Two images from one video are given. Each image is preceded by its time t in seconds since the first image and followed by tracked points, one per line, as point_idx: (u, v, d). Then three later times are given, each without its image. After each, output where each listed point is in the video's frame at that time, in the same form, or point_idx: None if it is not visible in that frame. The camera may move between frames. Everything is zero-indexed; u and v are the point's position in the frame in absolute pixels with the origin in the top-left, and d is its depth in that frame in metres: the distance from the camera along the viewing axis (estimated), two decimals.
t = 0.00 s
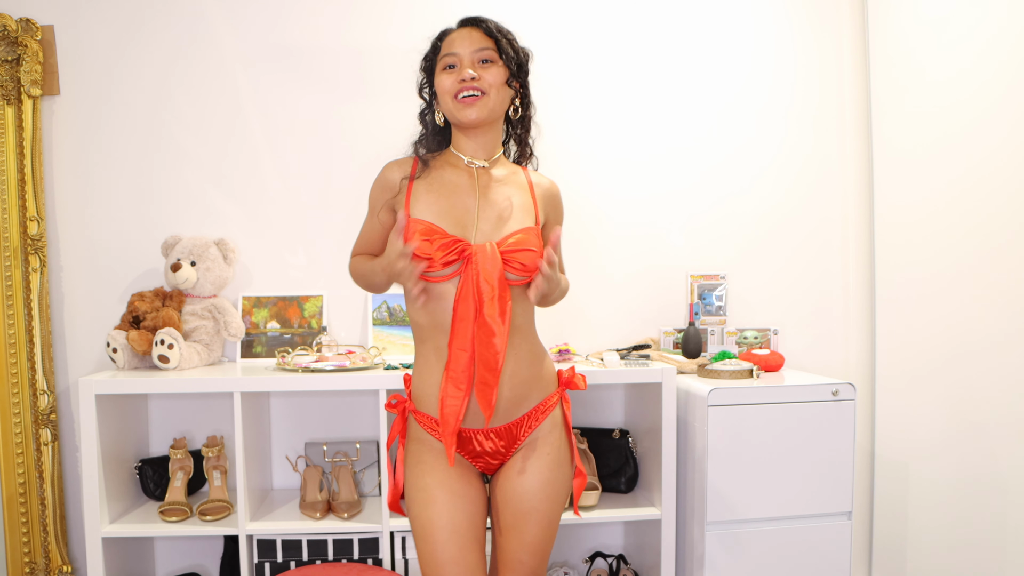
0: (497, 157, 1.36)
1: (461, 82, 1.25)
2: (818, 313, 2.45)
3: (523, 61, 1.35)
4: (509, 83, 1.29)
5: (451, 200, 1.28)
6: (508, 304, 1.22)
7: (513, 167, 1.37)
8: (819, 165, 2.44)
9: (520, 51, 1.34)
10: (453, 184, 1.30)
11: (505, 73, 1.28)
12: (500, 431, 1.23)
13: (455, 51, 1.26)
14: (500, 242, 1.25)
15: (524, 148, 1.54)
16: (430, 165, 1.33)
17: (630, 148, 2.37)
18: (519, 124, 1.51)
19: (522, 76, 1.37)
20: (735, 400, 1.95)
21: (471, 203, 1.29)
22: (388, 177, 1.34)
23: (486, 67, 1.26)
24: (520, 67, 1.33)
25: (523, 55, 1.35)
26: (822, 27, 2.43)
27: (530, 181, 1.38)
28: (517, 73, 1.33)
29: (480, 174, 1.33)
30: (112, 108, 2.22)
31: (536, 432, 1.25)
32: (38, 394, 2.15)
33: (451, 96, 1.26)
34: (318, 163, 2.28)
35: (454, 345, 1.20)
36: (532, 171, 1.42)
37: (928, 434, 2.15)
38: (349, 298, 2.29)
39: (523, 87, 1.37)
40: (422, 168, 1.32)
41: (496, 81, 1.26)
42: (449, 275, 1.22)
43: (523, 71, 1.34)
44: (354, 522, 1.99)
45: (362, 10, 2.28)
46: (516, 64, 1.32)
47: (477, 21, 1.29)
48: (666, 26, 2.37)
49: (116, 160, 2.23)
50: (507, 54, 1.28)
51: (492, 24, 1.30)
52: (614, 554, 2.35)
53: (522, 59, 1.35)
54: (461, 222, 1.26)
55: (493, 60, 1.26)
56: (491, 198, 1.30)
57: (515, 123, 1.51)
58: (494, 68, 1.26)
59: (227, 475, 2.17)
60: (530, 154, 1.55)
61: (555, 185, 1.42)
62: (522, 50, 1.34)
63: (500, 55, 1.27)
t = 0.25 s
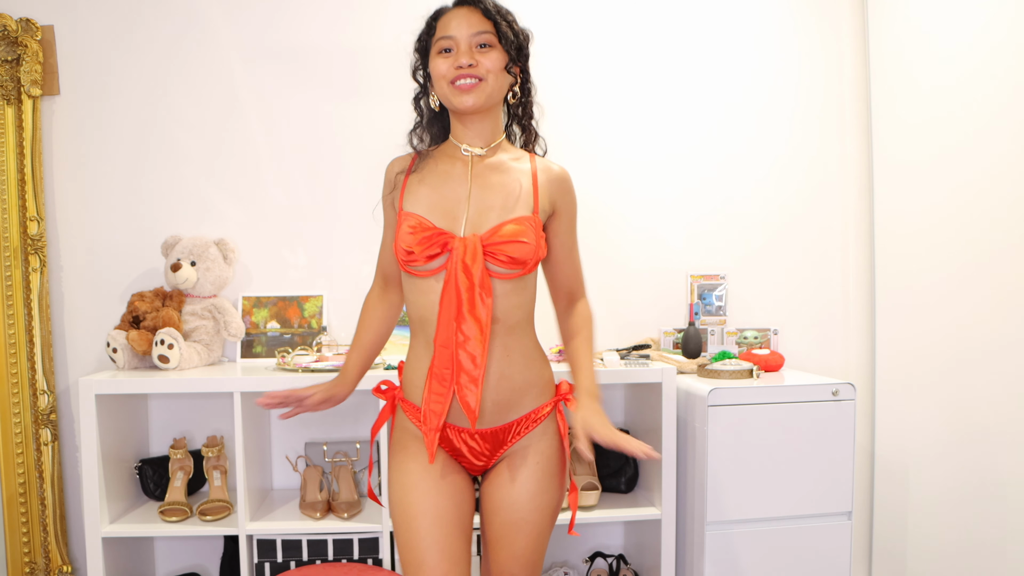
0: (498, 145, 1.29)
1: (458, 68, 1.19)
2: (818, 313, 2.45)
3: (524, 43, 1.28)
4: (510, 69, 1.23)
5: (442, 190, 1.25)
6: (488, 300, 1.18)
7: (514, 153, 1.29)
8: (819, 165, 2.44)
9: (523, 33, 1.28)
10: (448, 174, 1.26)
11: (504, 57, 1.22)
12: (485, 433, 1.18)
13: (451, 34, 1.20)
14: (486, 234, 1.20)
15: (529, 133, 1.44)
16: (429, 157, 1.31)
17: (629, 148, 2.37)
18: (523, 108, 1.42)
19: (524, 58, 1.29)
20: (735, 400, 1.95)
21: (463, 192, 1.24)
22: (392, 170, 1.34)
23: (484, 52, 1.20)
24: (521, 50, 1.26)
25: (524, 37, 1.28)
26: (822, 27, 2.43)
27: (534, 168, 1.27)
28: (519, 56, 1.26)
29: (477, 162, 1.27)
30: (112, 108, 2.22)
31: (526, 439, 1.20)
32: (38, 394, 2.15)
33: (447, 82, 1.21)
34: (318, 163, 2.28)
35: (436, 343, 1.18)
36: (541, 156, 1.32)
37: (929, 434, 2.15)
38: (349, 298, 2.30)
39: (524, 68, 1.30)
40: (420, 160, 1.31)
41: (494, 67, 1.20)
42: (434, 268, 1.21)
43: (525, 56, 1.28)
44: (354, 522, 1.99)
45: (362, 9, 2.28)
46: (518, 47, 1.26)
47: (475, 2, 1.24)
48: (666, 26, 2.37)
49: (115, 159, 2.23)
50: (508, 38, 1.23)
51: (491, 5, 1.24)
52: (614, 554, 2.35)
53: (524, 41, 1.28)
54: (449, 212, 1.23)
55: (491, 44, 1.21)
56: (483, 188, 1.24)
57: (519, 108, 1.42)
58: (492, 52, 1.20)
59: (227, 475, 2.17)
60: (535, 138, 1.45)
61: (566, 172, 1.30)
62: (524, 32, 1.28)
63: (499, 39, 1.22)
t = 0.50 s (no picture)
0: (493, 144, 1.26)
1: (451, 72, 1.17)
2: (818, 312, 2.45)
3: (518, 40, 1.25)
4: (503, 70, 1.21)
5: (431, 189, 1.23)
6: (467, 292, 1.11)
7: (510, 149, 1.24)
8: (819, 165, 2.44)
9: (516, 30, 1.25)
10: (440, 175, 1.24)
11: (497, 58, 1.20)
12: (461, 448, 1.09)
13: (442, 35, 1.18)
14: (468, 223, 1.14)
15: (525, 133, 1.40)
16: (425, 163, 1.30)
17: (629, 149, 2.37)
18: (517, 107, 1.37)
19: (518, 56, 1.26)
20: (735, 400, 1.95)
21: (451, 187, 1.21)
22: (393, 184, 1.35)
23: (478, 53, 1.18)
24: (515, 48, 1.24)
25: (517, 33, 1.25)
26: (822, 28, 2.43)
27: (530, 160, 1.20)
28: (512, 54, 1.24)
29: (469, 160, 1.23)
30: (111, 108, 2.22)
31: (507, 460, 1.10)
32: (38, 394, 2.15)
33: (439, 86, 1.18)
34: (317, 163, 2.28)
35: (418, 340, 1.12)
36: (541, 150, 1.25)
37: (929, 433, 2.15)
38: (349, 299, 2.30)
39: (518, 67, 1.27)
40: (418, 166, 1.31)
41: (488, 70, 1.18)
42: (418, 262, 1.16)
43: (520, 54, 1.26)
44: (354, 522, 2.00)
45: (362, 9, 2.28)
46: (511, 45, 1.23)
47: None
48: (666, 27, 2.37)
49: (115, 159, 2.23)
50: (502, 38, 1.20)
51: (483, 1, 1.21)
52: (614, 554, 2.35)
53: (517, 37, 1.25)
54: (437, 207, 1.19)
55: (484, 45, 1.18)
56: (472, 182, 1.20)
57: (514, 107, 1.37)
58: (486, 54, 1.18)
59: (227, 475, 2.17)
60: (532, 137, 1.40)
61: (565, 162, 1.21)
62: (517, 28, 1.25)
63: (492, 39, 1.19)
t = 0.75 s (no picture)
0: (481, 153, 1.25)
1: (440, 81, 1.16)
2: (818, 312, 2.45)
3: (509, 50, 1.25)
4: (493, 81, 1.21)
5: (419, 204, 1.23)
6: (449, 302, 1.10)
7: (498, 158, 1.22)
8: (820, 165, 2.44)
9: (507, 40, 1.24)
10: (428, 188, 1.25)
11: (487, 68, 1.19)
12: (444, 469, 1.09)
13: (432, 43, 1.18)
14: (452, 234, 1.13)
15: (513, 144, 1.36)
16: (416, 177, 1.31)
17: (630, 148, 2.37)
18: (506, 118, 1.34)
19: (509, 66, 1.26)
20: (735, 400, 1.95)
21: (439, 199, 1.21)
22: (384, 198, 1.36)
23: (468, 64, 1.18)
24: (506, 58, 1.24)
25: (509, 43, 1.25)
26: (822, 27, 2.43)
27: (517, 164, 1.18)
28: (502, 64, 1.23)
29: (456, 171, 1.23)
30: (111, 108, 2.22)
31: (491, 481, 1.09)
32: (38, 394, 2.15)
33: (428, 94, 1.18)
34: (317, 163, 2.28)
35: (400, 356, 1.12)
36: (530, 152, 1.23)
37: (929, 433, 2.15)
38: (349, 299, 2.29)
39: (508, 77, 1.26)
40: (408, 182, 1.32)
41: (478, 80, 1.17)
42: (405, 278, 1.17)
43: (510, 64, 1.25)
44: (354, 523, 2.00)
45: (362, 9, 2.28)
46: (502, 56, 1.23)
47: (457, 3, 1.20)
48: (666, 26, 2.37)
49: (115, 159, 2.23)
50: (492, 48, 1.20)
51: (474, 9, 1.20)
52: (614, 554, 2.35)
53: (508, 47, 1.24)
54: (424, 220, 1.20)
55: (475, 56, 1.18)
56: (457, 193, 1.20)
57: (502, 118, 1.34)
58: (476, 64, 1.18)
59: (227, 475, 2.17)
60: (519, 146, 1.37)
61: (556, 161, 1.19)
62: (508, 38, 1.25)
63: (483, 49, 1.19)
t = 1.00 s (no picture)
0: (479, 145, 1.25)
1: (441, 68, 1.16)
2: (818, 313, 2.45)
3: (511, 42, 1.25)
4: (494, 70, 1.20)
5: (419, 193, 1.21)
6: (465, 299, 1.10)
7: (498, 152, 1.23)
8: (820, 165, 2.44)
9: (509, 31, 1.25)
10: (427, 177, 1.23)
11: (488, 57, 1.19)
12: (462, 456, 1.09)
13: (434, 31, 1.17)
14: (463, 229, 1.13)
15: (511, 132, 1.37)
16: (409, 161, 1.29)
17: (630, 149, 2.37)
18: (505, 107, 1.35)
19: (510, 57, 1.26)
20: (735, 400, 1.95)
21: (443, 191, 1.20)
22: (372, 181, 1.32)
23: (470, 51, 1.18)
24: (507, 49, 1.24)
25: (511, 35, 1.25)
26: (822, 28, 2.43)
27: (520, 161, 1.20)
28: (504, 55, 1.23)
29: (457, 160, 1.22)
30: (111, 108, 2.22)
31: (508, 466, 1.10)
32: (38, 394, 2.15)
33: (428, 82, 1.17)
34: (318, 163, 2.28)
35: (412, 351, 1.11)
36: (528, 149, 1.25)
37: (928, 433, 2.15)
38: (349, 299, 2.30)
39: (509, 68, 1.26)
40: (400, 166, 1.30)
41: (479, 69, 1.17)
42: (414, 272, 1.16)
43: (512, 56, 1.25)
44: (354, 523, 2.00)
45: (362, 9, 2.28)
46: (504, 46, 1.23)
47: None
48: (666, 27, 2.37)
49: (115, 159, 2.23)
50: (494, 38, 1.20)
51: None
52: (614, 554, 2.35)
53: (510, 39, 1.25)
54: (427, 213, 1.18)
55: (476, 44, 1.18)
56: (460, 184, 1.19)
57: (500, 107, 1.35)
58: (477, 52, 1.18)
59: (227, 475, 2.18)
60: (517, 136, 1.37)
61: (555, 164, 1.22)
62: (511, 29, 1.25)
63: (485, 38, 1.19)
